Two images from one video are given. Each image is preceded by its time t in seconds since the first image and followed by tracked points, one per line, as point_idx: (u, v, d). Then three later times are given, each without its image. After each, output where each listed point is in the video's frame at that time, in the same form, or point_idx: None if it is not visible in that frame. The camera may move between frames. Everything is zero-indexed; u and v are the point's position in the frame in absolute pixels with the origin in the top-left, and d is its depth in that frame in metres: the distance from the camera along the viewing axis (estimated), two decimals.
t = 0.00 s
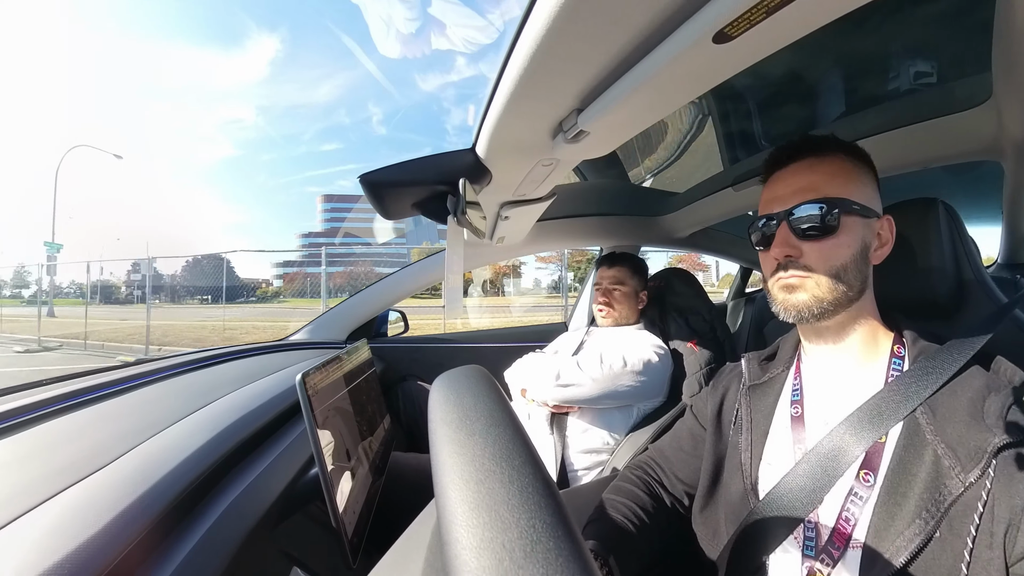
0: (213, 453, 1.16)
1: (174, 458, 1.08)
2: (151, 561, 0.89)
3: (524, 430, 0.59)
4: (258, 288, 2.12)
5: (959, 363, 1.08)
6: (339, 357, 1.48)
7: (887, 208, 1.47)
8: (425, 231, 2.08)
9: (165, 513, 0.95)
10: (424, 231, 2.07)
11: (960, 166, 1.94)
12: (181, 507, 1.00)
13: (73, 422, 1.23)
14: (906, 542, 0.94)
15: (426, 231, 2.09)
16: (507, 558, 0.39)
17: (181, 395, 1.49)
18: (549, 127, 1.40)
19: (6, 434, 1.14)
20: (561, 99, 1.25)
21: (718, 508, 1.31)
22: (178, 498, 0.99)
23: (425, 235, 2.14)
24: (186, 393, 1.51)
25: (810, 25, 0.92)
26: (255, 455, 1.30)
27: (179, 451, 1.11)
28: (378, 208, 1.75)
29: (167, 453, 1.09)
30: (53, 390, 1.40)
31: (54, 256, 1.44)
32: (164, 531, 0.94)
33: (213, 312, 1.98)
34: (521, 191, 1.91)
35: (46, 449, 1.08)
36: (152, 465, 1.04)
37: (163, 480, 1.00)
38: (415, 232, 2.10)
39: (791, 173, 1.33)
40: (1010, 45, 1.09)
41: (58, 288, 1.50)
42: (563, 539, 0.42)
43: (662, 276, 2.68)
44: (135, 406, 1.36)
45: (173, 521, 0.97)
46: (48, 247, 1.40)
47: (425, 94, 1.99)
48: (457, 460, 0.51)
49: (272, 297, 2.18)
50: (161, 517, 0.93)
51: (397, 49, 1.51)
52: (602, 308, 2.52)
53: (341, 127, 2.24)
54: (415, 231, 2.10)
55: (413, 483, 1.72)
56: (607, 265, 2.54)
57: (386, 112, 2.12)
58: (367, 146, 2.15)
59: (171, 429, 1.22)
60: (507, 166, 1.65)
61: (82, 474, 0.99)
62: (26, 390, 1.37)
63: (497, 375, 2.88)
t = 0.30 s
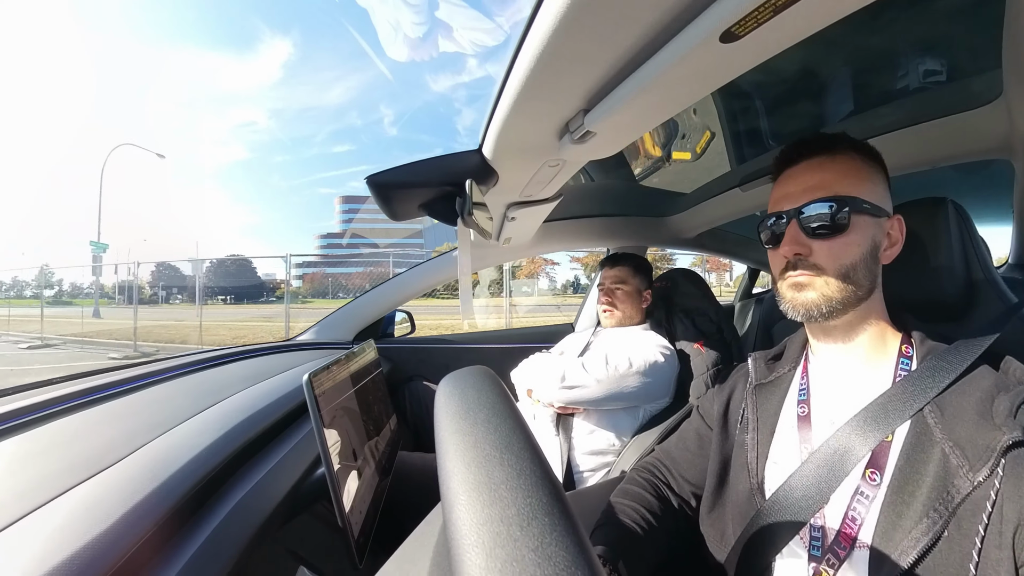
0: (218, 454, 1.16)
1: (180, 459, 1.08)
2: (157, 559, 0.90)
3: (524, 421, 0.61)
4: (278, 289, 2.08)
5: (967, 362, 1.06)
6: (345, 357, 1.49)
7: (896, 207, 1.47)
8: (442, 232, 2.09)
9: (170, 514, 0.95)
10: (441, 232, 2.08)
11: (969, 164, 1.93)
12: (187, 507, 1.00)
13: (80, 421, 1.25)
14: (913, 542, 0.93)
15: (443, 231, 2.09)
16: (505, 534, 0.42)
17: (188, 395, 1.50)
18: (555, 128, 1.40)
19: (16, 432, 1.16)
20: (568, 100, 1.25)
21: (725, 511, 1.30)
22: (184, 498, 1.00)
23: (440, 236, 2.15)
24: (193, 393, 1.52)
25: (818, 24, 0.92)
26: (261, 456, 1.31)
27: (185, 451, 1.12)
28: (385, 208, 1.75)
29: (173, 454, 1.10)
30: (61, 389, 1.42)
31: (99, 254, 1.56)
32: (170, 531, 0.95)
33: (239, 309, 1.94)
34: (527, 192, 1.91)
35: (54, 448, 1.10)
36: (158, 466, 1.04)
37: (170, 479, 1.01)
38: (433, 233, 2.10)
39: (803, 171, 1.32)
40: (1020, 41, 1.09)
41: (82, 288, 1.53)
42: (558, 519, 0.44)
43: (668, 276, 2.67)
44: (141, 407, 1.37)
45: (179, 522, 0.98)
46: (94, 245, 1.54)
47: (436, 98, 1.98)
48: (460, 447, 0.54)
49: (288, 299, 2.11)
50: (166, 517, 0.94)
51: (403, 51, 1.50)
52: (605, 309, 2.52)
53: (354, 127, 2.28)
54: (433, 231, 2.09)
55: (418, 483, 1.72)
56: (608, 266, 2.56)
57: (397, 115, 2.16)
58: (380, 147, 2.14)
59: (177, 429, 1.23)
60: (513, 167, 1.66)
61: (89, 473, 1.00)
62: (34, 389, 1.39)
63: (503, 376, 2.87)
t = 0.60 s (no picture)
0: (226, 455, 1.17)
1: (189, 460, 1.09)
2: (165, 561, 0.90)
3: (524, 414, 0.64)
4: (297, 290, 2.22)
5: (977, 365, 1.05)
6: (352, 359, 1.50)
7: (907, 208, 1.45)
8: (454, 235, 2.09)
9: (178, 515, 0.96)
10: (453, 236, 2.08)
11: (981, 164, 1.91)
12: (195, 508, 1.01)
13: (91, 421, 1.27)
14: (927, 546, 0.92)
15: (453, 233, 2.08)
16: (504, 513, 0.44)
17: (197, 396, 1.52)
18: (563, 131, 1.40)
19: (31, 430, 1.18)
20: (575, 103, 1.25)
21: (734, 515, 1.29)
22: (192, 499, 1.01)
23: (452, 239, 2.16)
24: (201, 394, 1.53)
25: (826, 25, 0.91)
26: (269, 457, 1.32)
27: (194, 452, 1.13)
28: (392, 212, 1.77)
29: (181, 455, 1.11)
30: (72, 390, 1.43)
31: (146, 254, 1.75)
32: (177, 532, 0.95)
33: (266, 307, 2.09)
34: (535, 195, 1.91)
35: (64, 448, 1.11)
36: (168, 466, 1.05)
37: (177, 481, 1.01)
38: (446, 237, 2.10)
39: (814, 171, 1.31)
40: None
41: (99, 289, 1.59)
42: (555, 498, 0.47)
43: (676, 279, 2.65)
44: (151, 407, 1.39)
45: (187, 524, 0.98)
46: (143, 245, 1.72)
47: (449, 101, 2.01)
48: (463, 438, 0.56)
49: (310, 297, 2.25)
50: (174, 518, 0.95)
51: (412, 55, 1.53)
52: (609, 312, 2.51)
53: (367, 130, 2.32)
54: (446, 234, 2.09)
55: (425, 485, 1.72)
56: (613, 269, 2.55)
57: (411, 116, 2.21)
58: (395, 151, 2.12)
59: (185, 430, 1.24)
60: (521, 170, 1.66)
61: (99, 473, 1.01)
62: (46, 390, 1.41)
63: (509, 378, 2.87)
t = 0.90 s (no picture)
0: (238, 457, 1.18)
1: (202, 461, 1.10)
2: (179, 562, 0.91)
3: (532, 409, 0.65)
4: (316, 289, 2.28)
5: (992, 358, 1.03)
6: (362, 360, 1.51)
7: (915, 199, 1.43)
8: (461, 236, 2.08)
9: (191, 516, 0.97)
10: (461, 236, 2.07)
11: (994, 154, 1.88)
12: (208, 509, 1.02)
13: (105, 424, 1.28)
14: (944, 544, 0.90)
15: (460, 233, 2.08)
16: (513, 499, 0.45)
17: (209, 398, 1.53)
18: (568, 129, 1.40)
19: (49, 433, 1.20)
20: (579, 100, 1.25)
21: (747, 512, 1.28)
22: (205, 500, 1.02)
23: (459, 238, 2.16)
24: (213, 397, 1.55)
25: (834, 15, 0.90)
26: (280, 459, 1.33)
27: (207, 454, 1.14)
28: (399, 213, 1.77)
29: (194, 456, 1.12)
30: (85, 395, 1.45)
31: (197, 253, 1.96)
32: (191, 533, 0.97)
33: (281, 307, 2.11)
34: (541, 194, 1.91)
35: (82, 449, 1.13)
36: (181, 467, 1.07)
37: (193, 480, 1.03)
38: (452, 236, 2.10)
39: (825, 160, 1.30)
40: None
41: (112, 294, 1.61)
42: (563, 488, 0.48)
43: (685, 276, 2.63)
44: (164, 410, 1.41)
45: (200, 525, 0.99)
46: (196, 245, 1.93)
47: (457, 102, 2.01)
48: (471, 430, 0.58)
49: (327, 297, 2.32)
50: (188, 519, 0.96)
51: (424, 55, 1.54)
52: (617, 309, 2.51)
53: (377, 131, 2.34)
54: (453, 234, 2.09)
55: (436, 485, 1.73)
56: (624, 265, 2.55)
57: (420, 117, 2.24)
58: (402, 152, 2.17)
59: (198, 432, 1.26)
60: (527, 169, 1.66)
61: (113, 475, 1.03)
62: (62, 394, 1.43)
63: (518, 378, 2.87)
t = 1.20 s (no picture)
0: (255, 450, 1.20)
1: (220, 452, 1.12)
2: (198, 551, 0.93)
3: (547, 409, 0.65)
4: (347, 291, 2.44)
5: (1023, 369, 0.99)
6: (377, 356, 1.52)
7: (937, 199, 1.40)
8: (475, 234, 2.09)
9: (209, 507, 0.99)
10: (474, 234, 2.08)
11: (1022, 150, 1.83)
12: (225, 501, 1.04)
13: (129, 415, 1.32)
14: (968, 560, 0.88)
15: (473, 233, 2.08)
16: (528, 507, 0.45)
17: (229, 392, 1.56)
18: (583, 127, 1.40)
19: (75, 423, 1.24)
20: (595, 99, 1.24)
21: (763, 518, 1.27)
22: (222, 492, 1.04)
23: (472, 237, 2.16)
24: (233, 390, 1.58)
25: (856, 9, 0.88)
26: (296, 452, 1.35)
27: (225, 445, 1.16)
28: (414, 210, 1.78)
29: (212, 448, 1.14)
30: (108, 387, 1.49)
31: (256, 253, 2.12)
32: (209, 523, 0.98)
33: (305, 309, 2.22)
34: (556, 193, 1.91)
35: (107, 439, 1.16)
36: (200, 458, 1.09)
37: (211, 471, 1.05)
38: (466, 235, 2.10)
39: (833, 168, 1.28)
40: None
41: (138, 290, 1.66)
42: (579, 494, 0.47)
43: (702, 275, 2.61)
44: (185, 402, 1.44)
45: (218, 515, 1.01)
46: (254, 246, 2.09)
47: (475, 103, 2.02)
48: (486, 432, 0.57)
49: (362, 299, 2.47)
50: (206, 509, 0.98)
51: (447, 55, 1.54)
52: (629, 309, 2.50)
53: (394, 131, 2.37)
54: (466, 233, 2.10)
55: (450, 481, 1.74)
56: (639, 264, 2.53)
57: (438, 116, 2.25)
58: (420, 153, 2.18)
59: (217, 424, 1.28)
60: (542, 167, 1.65)
61: (135, 464, 1.05)
62: (86, 386, 1.47)
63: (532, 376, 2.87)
